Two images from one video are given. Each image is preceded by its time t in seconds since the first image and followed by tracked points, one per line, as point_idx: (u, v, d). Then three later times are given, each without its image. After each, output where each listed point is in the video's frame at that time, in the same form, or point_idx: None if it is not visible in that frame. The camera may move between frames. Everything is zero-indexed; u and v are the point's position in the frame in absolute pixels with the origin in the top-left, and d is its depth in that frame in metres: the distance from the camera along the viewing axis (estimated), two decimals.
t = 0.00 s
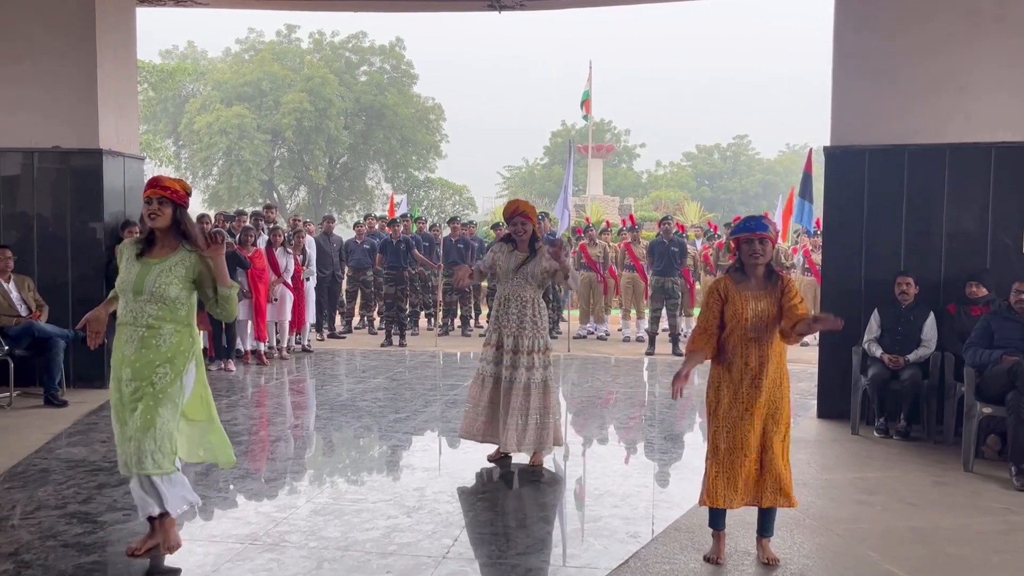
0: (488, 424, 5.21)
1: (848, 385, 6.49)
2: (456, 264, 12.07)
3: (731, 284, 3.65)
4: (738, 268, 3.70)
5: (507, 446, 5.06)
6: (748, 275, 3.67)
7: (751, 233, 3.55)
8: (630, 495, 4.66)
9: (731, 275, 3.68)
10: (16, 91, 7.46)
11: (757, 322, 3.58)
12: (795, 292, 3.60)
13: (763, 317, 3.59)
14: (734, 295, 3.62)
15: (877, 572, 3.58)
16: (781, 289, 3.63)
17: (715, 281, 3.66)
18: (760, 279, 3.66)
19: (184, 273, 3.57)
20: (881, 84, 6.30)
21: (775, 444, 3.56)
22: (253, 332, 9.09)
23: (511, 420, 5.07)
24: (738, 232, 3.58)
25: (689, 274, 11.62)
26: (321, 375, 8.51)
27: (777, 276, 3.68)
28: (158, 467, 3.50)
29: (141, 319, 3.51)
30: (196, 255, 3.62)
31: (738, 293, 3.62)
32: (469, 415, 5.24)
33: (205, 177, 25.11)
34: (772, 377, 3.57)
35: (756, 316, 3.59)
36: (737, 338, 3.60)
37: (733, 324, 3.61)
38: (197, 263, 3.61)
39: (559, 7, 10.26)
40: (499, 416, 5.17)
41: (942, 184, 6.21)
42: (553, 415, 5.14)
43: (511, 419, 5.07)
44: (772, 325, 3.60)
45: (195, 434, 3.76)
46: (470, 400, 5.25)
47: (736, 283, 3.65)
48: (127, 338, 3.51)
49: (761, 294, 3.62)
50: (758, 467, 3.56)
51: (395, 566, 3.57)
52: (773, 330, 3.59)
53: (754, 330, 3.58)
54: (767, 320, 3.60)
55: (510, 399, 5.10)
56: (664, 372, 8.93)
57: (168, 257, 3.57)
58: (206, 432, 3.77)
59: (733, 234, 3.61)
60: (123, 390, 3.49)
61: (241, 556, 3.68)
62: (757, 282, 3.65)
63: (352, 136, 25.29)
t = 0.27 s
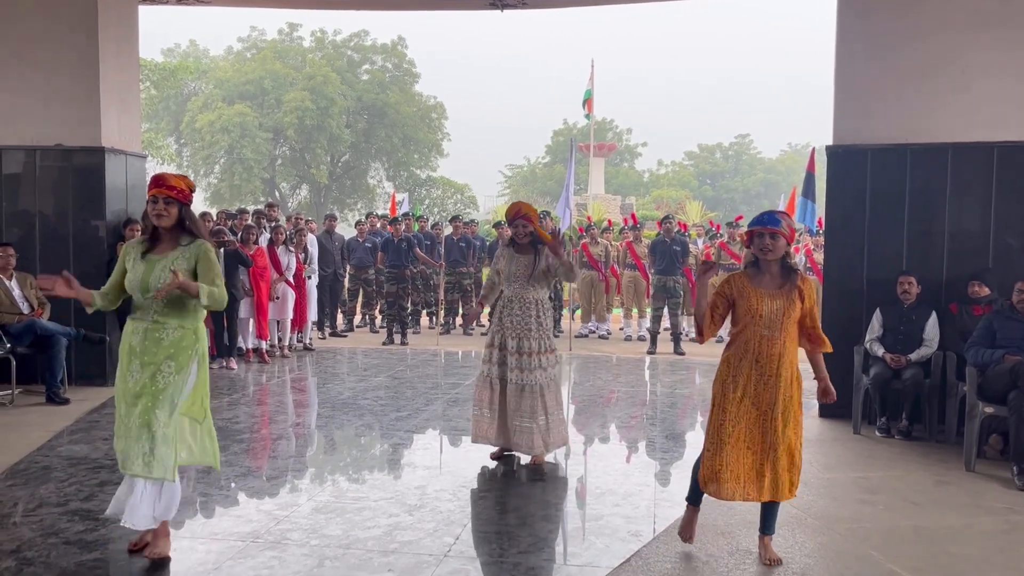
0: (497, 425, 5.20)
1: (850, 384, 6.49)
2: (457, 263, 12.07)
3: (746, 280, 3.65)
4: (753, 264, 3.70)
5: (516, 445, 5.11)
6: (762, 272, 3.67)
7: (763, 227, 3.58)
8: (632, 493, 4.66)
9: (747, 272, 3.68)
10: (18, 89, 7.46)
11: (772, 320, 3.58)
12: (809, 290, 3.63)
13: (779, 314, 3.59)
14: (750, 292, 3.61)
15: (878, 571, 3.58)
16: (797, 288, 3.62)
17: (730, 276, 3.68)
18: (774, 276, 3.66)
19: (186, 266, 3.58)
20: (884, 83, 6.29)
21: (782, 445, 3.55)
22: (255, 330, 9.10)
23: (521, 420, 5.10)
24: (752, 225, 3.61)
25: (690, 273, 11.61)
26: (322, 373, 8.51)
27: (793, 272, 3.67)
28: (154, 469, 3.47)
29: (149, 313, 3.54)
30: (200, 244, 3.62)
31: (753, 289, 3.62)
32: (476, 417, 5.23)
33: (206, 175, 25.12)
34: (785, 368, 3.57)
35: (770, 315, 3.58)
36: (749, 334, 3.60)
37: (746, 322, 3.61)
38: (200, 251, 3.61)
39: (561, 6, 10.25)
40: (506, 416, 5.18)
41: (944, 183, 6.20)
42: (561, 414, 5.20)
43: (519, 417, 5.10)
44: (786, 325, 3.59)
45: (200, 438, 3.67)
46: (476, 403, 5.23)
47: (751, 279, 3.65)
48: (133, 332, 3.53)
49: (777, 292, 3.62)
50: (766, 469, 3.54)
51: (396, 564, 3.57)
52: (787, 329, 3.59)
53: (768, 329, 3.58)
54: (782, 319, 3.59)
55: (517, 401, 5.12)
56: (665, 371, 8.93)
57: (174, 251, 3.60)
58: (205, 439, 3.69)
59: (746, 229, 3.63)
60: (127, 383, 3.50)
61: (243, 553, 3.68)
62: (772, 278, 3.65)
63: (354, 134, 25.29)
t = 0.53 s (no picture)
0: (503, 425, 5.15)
1: (851, 384, 6.48)
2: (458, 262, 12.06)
3: (752, 277, 3.62)
4: (759, 260, 3.69)
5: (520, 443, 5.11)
6: (769, 269, 3.65)
7: (772, 223, 3.58)
8: (632, 493, 4.66)
9: (754, 267, 3.66)
10: (19, 87, 7.46)
11: (778, 316, 3.58)
12: (813, 288, 3.65)
13: (785, 310, 3.59)
14: (757, 286, 3.60)
15: (879, 571, 3.58)
16: (803, 285, 3.62)
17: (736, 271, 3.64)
18: (782, 274, 3.64)
19: (195, 268, 3.56)
20: (885, 83, 6.29)
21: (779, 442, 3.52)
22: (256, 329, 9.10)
23: (523, 418, 5.10)
24: (761, 222, 3.62)
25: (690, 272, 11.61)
26: (323, 372, 8.51)
27: (800, 271, 3.65)
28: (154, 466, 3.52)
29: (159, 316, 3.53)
30: (207, 251, 3.61)
31: (759, 284, 3.60)
32: (484, 418, 5.19)
33: (207, 173, 25.13)
34: (788, 366, 3.57)
35: (777, 310, 3.58)
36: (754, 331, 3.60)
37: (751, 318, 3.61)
38: (209, 257, 3.60)
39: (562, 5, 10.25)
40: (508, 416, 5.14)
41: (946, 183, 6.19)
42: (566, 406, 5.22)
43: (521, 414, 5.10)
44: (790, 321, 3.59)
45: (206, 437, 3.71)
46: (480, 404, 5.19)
47: (758, 276, 3.62)
48: (145, 333, 3.55)
49: (783, 290, 3.61)
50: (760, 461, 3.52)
51: (397, 563, 3.57)
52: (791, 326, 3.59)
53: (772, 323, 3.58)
54: (787, 316, 3.59)
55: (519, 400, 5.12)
56: (666, 371, 8.92)
57: (179, 253, 3.58)
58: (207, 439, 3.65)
59: (755, 226, 3.64)
60: (133, 382, 3.53)
61: (243, 552, 3.68)
62: (778, 276, 3.63)
63: (355, 133, 25.30)
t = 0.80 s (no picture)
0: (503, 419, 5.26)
1: (851, 384, 6.48)
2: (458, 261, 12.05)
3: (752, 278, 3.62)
4: (759, 261, 3.68)
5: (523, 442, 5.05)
6: (768, 271, 3.64)
7: (773, 223, 3.56)
8: (632, 492, 4.66)
9: (754, 270, 3.64)
10: (20, 85, 7.45)
11: (778, 316, 3.58)
12: (813, 292, 3.65)
13: (784, 312, 3.58)
14: (756, 288, 3.60)
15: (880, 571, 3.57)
16: (803, 288, 3.62)
17: (735, 273, 3.64)
18: (782, 275, 3.64)
19: (201, 267, 3.57)
20: (886, 82, 6.28)
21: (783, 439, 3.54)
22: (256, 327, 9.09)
23: (520, 416, 5.08)
24: (761, 223, 3.59)
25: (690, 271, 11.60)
26: (323, 371, 8.50)
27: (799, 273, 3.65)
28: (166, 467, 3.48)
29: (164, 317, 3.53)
30: (210, 247, 3.61)
31: (759, 286, 3.60)
32: (483, 418, 5.24)
33: (207, 172, 25.11)
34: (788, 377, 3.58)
35: (776, 313, 3.57)
36: (754, 332, 3.59)
37: (750, 320, 3.61)
38: (212, 256, 3.61)
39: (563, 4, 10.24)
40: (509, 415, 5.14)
41: (946, 183, 6.19)
42: (568, 401, 5.17)
43: (521, 415, 5.09)
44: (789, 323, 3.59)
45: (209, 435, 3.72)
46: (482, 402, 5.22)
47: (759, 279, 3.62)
48: (149, 333, 3.52)
49: (783, 291, 3.61)
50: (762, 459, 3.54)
51: (397, 562, 3.57)
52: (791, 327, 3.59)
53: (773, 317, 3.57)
54: (787, 316, 3.59)
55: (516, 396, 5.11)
56: (666, 370, 8.92)
57: (185, 252, 3.58)
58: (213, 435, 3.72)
59: (755, 226, 3.62)
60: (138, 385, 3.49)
61: (243, 551, 3.68)
62: (778, 278, 3.63)
63: (355, 132, 25.28)
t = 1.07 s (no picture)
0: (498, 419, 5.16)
1: (850, 384, 6.48)
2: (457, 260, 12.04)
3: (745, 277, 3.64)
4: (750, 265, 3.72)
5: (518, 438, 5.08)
6: (759, 270, 3.67)
7: (761, 228, 3.58)
8: (631, 492, 4.66)
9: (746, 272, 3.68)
10: (18, 83, 7.44)
11: (769, 316, 3.59)
12: (808, 292, 3.62)
13: (774, 312, 3.59)
14: (747, 288, 3.62)
15: (879, 571, 3.57)
16: (797, 287, 3.61)
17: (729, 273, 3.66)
18: (772, 273, 3.65)
19: (197, 263, 3.57)
20: (885, 82, 6.28)
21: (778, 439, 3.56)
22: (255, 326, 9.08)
23: (516, 415, 5.09)
24: (750, 225, 3.60)
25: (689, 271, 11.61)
26: (322, 370, 8.49)
27: (791, 270, 3.68)
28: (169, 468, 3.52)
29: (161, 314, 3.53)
30: (207, 243, 3.61)
31: (752, 288, 3.61)
32: (471, 415, 5.18)
33: (206, 170, 25.09)
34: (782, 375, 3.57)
35: (767, 311, 3.59)
36: (748, 336, 3.60)
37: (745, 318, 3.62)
38: (208, 252, 3.60)
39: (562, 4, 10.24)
40: (504, 415, 5.13)
41: (945, 182, 6.19)
42: (563, 402, 5.15)
43: (517, 412, 5.09)
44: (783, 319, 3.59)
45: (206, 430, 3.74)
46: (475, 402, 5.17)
47: (751, 278, 3.64)
48: (145, 331, 3.52)
49: (773, 287, 3.62)
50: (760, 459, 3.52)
51: (395, 561, 3.57)
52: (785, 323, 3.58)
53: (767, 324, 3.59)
54: (779, 316, 3.59)
55: (513, 396, 5.11)
56: (665, 369, 8.92)
57: (180, 247, 3.58)
58: (208, 428, 3.73)
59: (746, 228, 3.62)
60: (137, 383, 3.50)
61: (241, 550, 3.67)
62: (773, 278, 3.64)
63: (354, 131, 25.27)
